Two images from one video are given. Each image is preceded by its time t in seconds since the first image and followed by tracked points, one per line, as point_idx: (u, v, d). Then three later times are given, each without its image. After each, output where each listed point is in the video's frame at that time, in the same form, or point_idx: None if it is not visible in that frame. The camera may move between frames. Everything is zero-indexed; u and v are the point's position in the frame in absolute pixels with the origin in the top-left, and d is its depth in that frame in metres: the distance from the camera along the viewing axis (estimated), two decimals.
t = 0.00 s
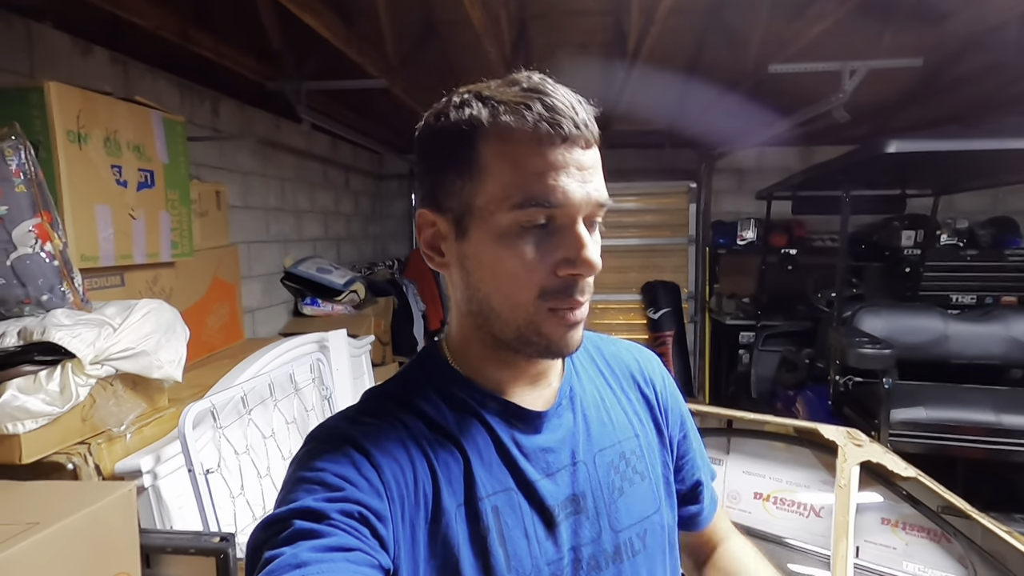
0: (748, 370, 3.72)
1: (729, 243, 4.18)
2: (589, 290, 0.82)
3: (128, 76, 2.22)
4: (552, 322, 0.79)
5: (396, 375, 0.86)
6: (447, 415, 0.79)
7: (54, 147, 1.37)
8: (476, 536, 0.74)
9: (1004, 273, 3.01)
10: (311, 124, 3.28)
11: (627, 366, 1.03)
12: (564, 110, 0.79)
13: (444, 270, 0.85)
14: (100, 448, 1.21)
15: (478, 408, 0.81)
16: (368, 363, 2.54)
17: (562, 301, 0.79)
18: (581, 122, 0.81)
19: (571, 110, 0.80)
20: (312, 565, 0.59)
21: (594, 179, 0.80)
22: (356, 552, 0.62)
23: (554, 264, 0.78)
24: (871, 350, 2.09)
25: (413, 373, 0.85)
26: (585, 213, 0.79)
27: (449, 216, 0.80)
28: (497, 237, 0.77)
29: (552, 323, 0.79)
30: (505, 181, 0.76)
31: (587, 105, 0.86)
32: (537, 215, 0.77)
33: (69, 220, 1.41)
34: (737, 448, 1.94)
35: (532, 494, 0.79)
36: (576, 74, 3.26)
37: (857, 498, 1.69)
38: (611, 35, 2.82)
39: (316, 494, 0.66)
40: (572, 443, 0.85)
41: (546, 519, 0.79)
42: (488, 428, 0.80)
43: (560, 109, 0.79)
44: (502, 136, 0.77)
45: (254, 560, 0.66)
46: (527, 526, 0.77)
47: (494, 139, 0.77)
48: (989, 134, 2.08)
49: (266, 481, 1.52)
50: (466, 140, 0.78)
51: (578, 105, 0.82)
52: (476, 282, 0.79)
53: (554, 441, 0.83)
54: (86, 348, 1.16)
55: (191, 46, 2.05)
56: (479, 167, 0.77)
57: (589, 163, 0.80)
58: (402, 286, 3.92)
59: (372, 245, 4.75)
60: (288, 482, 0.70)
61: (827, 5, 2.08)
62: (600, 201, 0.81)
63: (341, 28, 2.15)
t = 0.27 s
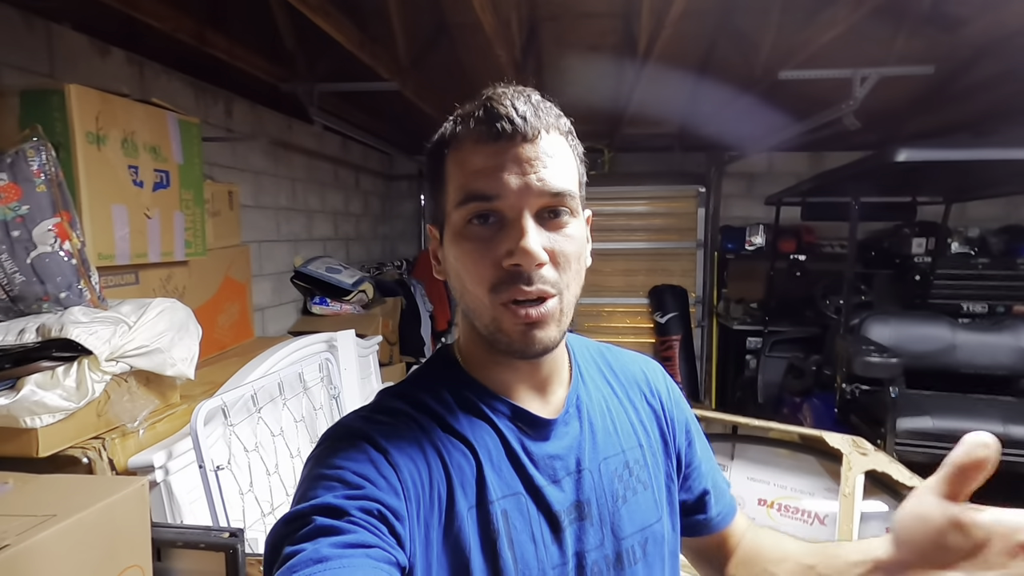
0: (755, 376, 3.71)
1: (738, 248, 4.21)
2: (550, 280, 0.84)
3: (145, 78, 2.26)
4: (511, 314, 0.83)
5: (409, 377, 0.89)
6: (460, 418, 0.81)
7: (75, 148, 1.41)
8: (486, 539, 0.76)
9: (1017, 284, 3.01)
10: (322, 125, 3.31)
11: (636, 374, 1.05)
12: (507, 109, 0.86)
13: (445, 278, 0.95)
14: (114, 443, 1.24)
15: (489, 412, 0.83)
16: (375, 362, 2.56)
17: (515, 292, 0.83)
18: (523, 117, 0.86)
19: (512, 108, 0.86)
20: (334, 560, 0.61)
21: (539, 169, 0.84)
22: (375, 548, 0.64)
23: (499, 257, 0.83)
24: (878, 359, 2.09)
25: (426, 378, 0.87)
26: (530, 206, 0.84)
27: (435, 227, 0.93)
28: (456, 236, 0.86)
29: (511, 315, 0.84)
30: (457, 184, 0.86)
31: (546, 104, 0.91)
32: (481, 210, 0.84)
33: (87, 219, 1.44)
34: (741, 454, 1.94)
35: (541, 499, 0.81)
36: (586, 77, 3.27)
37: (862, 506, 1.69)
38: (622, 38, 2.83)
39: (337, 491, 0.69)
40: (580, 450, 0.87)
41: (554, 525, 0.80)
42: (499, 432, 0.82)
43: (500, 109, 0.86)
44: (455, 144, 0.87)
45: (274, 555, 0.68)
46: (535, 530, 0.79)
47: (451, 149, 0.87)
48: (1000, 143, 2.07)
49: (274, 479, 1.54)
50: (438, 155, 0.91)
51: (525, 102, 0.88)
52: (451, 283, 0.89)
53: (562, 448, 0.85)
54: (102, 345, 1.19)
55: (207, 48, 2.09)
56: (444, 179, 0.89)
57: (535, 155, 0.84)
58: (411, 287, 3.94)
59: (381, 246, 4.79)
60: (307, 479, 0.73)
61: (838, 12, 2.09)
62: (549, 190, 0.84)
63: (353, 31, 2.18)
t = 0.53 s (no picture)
0: (764, 380, 3.67)
1: (747, 251, 4.24)
2: (547, 282, 0.84)
3: (157, 79, 2.28)
4: (506, 318, 0.84)
5: (411, 380, 0.90)
6: (461, 423, 0.82)
7: (87, 150, 1.42)
8: (486, 543, 0.77)
9: None
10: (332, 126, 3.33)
11: (640, 375, 1.03)
12: (495, 113, 0.86)
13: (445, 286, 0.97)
14: (122, 442, 1.25)
15: (490, 418, 0.84)
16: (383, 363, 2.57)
17: (510, 295, 0.83)
18: (511, 119, 0.86)
19: (499, 111, 0.87)
20: (336, 563, 0.61)
21: (530, 171, 0.84)
22: (376, 551, 0.64)
23: (493, 260, 0.83)
24: (888, 365, 2.07)
25: (429, 381, 0.88)
26: (522, 208, 0.84)
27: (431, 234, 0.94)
28: (450, 243, 0.86)
29: (507, 318, 0.84)
30: (449, 190, 0.86)
31: (535, 105, 0.91)
32: (473, 215, 0.84)
33: (98, 220, 1.46)
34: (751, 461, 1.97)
35: (540, 506, 0.81)
36: (595, 79, 3.26)
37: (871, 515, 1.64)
38: (631, 40, 2.82)
39: (339, 494, 0.69)
40: (581, 457, 0.87)
41: (553, 532, 0.81)
42: (500, 437, 0.83)
43: (487, 113, 0.87)
44: (446, 150, 0.87)
45: (275, 558, 0.68)
46: (534, 536, 0.79)
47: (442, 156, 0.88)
48: (1015, 148, 2.04)
49: (280, 479, 1.55)
50: (430, 163, 0.91)
51: (513, 105, 0.88)
52: (448, 291, 0.89)
53: (563, 455, 0.85)
54: (111, 345, 1.20)
55: (218, 50, 2.10)
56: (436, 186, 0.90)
57: (525, 157, 0.85)
58: (418, 288, 3.95)
59: (389, 246, 4.80)
60: (308, 482, 0.73)
61: (850, 15, 2.07)
62: (540, 191, 0.84)
63: (363, 33, 2.19)
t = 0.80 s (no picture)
0: (771, 378, 3.65)
1: (753, 249, 4.21)
2: (546, 284, 0.84)
3: (161, 82, 2.29)
4: (507, 324, 0.84)
5: (418, 374, 0.89)
6: (466, 419, 0.82)
7: (90, 151, 1.43)
8: (489, 541, 0.76)
9: None
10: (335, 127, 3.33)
11: (650, 371, 1.02)
12: (474, 110, 0.84)
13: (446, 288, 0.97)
14: (127, 442, 1.25)
15: (494, 414, 0.83)
16: (387, 364, 2.57)
17: (507, 300, 0.83)
18: (491, 116, 0.84)
19: (479, 109, 0.85)
20: (335, 556, 0.62)
21: (518, 171, 0.83)
22: (376, 545, 0.65)
23: (488, 267, 0.83)
24: (896, 361, 2.04)
25: (437, 377, 0.88)
26: (513, 211, 0.83)
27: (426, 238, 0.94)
28: (444, 250, 0.86)
29: (507, 324, 0.84)
30: (437, 199, 0.86)
31: (515, 95, 0.89)
32: (464, 223, 0.84)
33: (102, 222, 1.46)
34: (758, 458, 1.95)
35: (543, 504, 0.81)
36: (598, 77, 3.26)
37: (880, 512, 1.64)
38: (634, 37, 2.81)
39: (340, 487, 0.69)
40: (586, 454, 0.86)
41: (556, 531, 0.80)
42: (504, 434, 0.82)
43: (466, 112, 0.84)
44: (429, 156, 0.86)
45: (276, 549, 0.68)
46: (537, 534, 0.79)
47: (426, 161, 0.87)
48: None
49: (284, 478, 1.55)
50: (416, 169, 0.90)
51: (493, 99, 0.86)
52: (448, 296, 0.89)
53: (568, 453, 0.85)
54: (115, 346, 1.20)
55: (221, 52, 2.11)
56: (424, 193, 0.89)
57: (512, 156, 0.83)
58: (423, 288, 3.95)
59: (393, 247, 4.81)
60: (311, 473, 0.74)
61: (854, 8, 2.06)
62: (530, 191, 0.83)
63: (364, 34, 2.19)
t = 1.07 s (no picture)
0: (774, 379, 3.64)
1: (755, 250, 4.16)
2: (552, 284, 0.84)
3: (164, 86, 2.31)
4: (512, 321, 0.84)
5: (422, 374, 0.90)
6: (471, 418, 0.82)
7: (93, 155, 1.44)
8: (492, 539, 0.76)
9: None
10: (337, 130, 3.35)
11: (654, 372, 1.02)
12: (487, 111, 0.85)
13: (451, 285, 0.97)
14: (129, 444, 1.26)
15: (499, 413, 0.84)
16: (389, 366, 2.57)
17: (514, 299, 0.83)
18: (504, 117, 0.85)
19: (492, 109, 0.85)
20: (341, 554, 0.62)
21: (528, 172, 0.83)
22: (382, 543, 0.65)
23: (496, 266, 0.83)
24: (899, 362, 2.03)
25: (440, 375, 0.88)
26: (522, 212, 0.83)
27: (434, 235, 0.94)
28: (452, 248, 0.86)
29: (513, 321, 0.84)
30: (447, 197, 0.86)
31: (528, 97, 0.89)
32: (474, 221, 0.84)
33: (105, 225, 1.47)
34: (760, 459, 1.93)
35: (547, 503, 0.81)
36: (599, 78, 3.26)
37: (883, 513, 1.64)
38: (634, 39, 2.81)
39: (345, 485, 0.69)
40: (590, 453, 0.86)
41: (559, 530, 0.80)
42: (508, 433, 0.82)
43: (479, 112, 0.85)
44: (441, 155, 0.87)
45: (281, 547, 0.68)
46: (540, 534, 0.79)
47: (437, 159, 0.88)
48: None
49: (286, 480, 1.55)
50: (427, 166, 0.91)
51: (506, 101, 0.86)
52: (455, 293, 0.89)
53: (572, 452, 0.85)
54: (117, 348, 1.21)
55: (224, 56, 2.12)
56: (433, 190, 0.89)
57: (523, 157, 0.84)
58: (425, 290, 3.96)
59: (396, 250, 4.82)
60: (316, 470, 0.74)
61: (854, 9, 2.06)
62: (539, 192, 0.84)
63: (366, 37, 2.20)
